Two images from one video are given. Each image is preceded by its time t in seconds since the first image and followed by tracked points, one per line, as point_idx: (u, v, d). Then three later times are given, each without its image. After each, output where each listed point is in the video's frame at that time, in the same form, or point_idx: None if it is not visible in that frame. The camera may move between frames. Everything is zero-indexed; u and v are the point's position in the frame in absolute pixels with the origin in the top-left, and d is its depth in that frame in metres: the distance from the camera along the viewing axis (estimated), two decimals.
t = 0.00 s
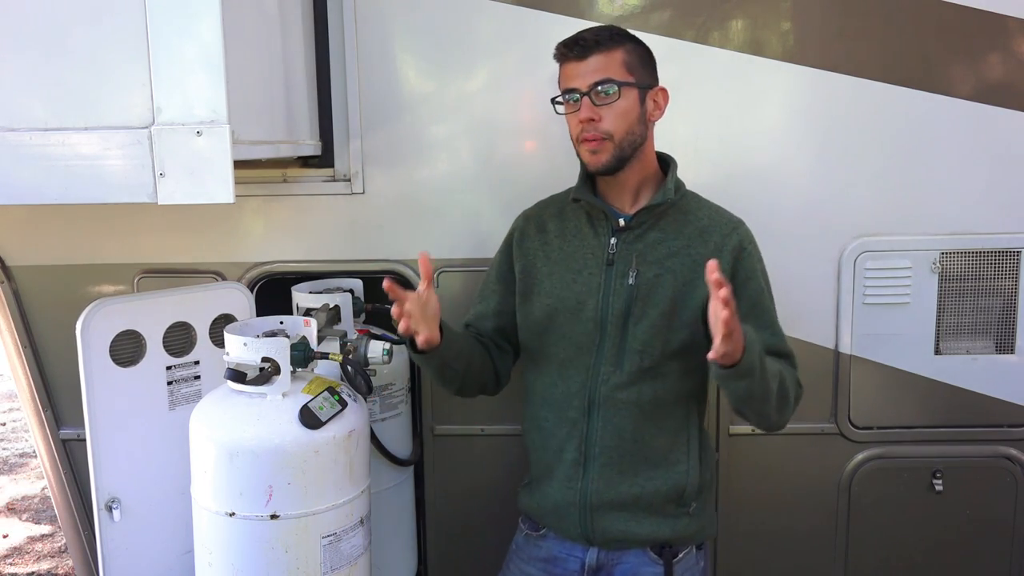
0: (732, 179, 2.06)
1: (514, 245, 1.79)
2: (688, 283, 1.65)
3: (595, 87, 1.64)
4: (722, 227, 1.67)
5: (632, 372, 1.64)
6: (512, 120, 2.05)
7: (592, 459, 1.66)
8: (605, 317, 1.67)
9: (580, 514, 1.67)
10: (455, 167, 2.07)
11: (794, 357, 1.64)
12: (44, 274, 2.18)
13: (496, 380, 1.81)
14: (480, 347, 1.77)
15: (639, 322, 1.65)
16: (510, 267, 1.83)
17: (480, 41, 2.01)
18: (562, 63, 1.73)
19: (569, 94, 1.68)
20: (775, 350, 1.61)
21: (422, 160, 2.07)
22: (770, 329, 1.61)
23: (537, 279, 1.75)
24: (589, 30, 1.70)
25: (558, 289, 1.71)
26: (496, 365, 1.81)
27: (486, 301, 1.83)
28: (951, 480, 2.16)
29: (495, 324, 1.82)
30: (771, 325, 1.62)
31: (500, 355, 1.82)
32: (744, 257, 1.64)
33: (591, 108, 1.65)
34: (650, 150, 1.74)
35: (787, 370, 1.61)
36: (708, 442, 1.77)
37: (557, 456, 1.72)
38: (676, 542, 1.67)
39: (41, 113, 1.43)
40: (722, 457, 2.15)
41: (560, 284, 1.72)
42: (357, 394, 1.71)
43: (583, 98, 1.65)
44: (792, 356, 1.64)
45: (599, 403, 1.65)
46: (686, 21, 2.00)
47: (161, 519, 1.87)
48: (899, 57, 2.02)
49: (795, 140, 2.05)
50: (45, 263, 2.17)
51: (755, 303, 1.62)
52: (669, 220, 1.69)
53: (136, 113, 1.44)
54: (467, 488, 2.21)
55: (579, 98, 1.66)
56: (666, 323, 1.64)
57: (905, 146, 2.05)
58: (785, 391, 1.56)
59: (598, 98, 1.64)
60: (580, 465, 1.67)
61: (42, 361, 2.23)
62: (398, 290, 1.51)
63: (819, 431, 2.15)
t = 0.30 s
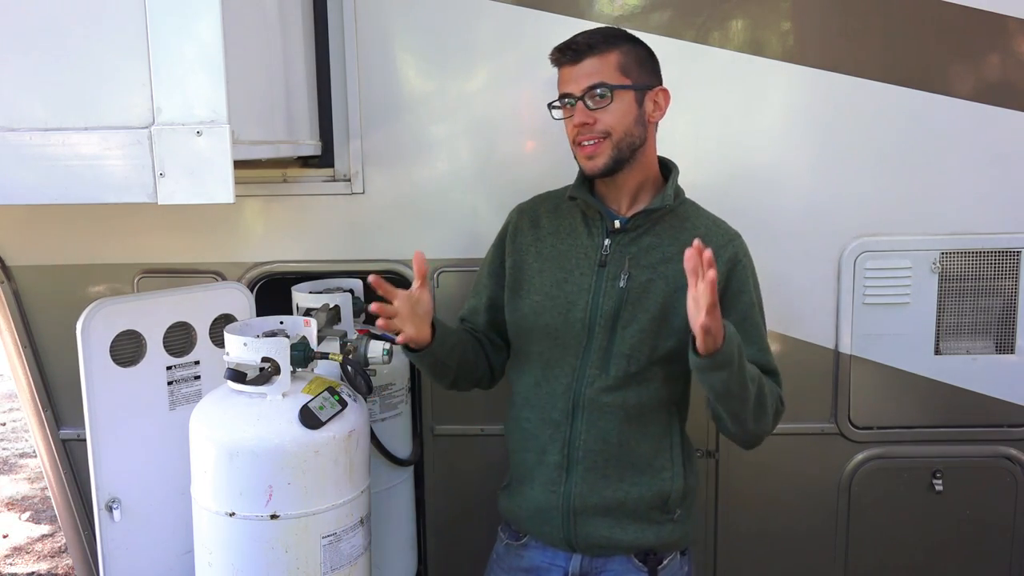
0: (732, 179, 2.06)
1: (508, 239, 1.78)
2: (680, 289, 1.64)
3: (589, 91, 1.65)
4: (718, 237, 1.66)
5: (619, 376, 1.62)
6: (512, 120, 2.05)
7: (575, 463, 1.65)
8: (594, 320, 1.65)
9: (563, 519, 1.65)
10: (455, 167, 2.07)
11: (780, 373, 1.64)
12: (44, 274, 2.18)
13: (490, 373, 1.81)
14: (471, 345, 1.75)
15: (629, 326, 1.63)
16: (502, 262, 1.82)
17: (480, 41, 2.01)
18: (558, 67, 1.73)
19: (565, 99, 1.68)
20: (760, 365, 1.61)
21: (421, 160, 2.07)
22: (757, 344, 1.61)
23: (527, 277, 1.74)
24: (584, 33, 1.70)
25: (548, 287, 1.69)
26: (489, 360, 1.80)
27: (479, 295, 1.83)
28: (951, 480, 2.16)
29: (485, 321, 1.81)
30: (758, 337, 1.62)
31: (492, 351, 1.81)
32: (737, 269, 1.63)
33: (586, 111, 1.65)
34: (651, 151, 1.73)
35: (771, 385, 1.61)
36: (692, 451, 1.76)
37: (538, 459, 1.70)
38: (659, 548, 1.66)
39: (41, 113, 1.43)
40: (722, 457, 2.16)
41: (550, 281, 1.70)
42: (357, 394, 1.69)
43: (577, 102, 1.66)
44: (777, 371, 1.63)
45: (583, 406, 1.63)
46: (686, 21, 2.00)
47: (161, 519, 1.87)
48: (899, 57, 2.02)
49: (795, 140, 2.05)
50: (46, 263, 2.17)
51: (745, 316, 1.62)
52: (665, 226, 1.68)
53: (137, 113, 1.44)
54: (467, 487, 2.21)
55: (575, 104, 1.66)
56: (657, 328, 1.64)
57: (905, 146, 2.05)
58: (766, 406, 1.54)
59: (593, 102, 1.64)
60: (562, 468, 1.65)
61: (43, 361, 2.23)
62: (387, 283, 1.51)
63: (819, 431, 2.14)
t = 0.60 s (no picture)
0: (732, 179, 2.06)
1: (497, 242, 1.77)
2: (671, 297, 1.64)
3: (592, 92, 1.64)
4: (710, 247, 1.66)
5: (607, 384, 1.62)
6: (512, 120, 2.05)
7: (561, 471, 1.64)
8: (584, 326, 1.65)
9: (549, 527, 1.65)
10: (455, 167, 2.07)
11: (768, 381, 1.65)
12: (44, 273, 2.18)
13: (475, 376, 1.79)
14: (459, 349, 1.74)
15: (618, 333, 1.63)
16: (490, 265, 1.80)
17: (479, 41, 2.01)
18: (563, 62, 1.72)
19: (566, 97, 1.67)
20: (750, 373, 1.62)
21: (421, 160, 2.07)
22: (748, 352, 1.62)
23: (517, 281, 1.72)
24: (593, 30, 1.69)
25: (538, 292, 1.68)
26: (478, 361, 1.79)
27: (466, 297, 1.82)
28: (951, 480, 2.16)
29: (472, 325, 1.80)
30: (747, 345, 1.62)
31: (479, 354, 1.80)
32: (729, 280, 1.64)
33: (587, 112, 1.64)
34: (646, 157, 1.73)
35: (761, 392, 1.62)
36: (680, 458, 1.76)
37: (524, 466, 1.69)
38: (645, 555, 1.67)
39: (41, 113, 1.43)
40: (722, 457, 2.16)
41: (540, 286, 1.69)
42: (358, 394, 1.71)
43: (579, 102, 1.65)
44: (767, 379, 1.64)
45: (571, 413, 1.63)
46: (686, 21, 2.00)
47: (160, 519, 1.86)
48: (899, 57, 2.02)
49: (795, 140, 2.05)
50: (46, 263, 2.17)
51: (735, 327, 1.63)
52: (656, 233, 1.67)
53: (137, 113, 1.44)
54: (467, 488, 2.21)
55: (576, 103, 1.66)
56: (647, 336, 1.63)
57: (904, 146, 2.05)
58: (760, 413, 1.55)
59: (595, 105, 1.63)
60: (548, 476, 1.65)
61: (43, 361, 2.23)
62: (378, 298, 1.49)
63: (819, 431, 2.14)
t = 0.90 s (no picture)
0: (732, 179, 2.06)
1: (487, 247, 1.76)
2: (665, 296, 1.64)
3: (596, 82, 1.62)
4: (701, 243, 1.66)
5: (605, 386, 1.62)
6: (512, 120, 2.05)
7: (561, 475, 1.64)
8: (579, 328, 1.65)
9: (550, 531, 1.65)
10: (454, 167, 2.07)
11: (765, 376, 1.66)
12: (44, 273, 2.18)
13: (466, 382, 1.78)
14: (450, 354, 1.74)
15: (613, 335, 1.63)
16: (480, 269, 1.80)
17: (479, 41, 2.01)
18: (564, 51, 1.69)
19: (568, 86, 1.64)
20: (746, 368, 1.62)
21: (421, 160, 2.07)
22: (745, 349, 1.62)
23: (508, 285, 1.72)
24: (599, 22, 1.68)
25: (529, 296, 1.68)
26: (469, 369, 1.79)
27: (456, 303, 1.81)
28: (951, 481, 2.16)
29: (462, 331, 1.79)
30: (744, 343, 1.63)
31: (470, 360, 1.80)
32: (721, 275, 1.64)
33: (590, 102, 1.62)
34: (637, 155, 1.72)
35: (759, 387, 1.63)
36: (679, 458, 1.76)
37: (524, 471, 1.69)
38: (646, 557, 1.67)
39: (41, 113, 1.43)
40: (722, 457, 2.16)
41: (531, 289, 1.68)
42: (357, 395, 1.68)
43: (581, 92, 1.63)
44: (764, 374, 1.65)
45: (569, 417, 1.63)
46: (686, 21, 2.00)
47: (161, 519, 1.87)
48: (899, 57, 2.02)
49: (795, 140, 2.05)
50: (46, 263, 2.17)
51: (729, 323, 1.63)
52: (647, 230, 1.67)
53: (136, 113, 1.44)
54: (467, 488, 2.22)
55: (579, 92, 1.63)
56: (642, 336, 1.63)
57: (904, 146, 2.05)
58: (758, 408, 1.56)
59: (599, 94, 1.61)
60: (548, 481, 1.65)
61: (43, 361, 2.23)
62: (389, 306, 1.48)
63: (818, 431, 2.14)
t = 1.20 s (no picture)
0: (732, 180, 2.06)
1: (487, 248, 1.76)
2: (669, 293, 1.64)
3: (599, 74, 1.62)
4: (702, 237, 1.66)
5: (612, 385, 1.62)
6: (512, 120, 2.05)
7: (569, 475, 1.64)
8: (584, 327, 1.65)
9: (559, 531, 1.64)
10: (454, 167, 2.07)
11: (774, 366, 1.66)
12: (44, 273, 2.18)
13: (464, 382, 1.78)
14: (449, 354, 1.74)
15: (618, 334, 1.63)
16: (481, 270, 1.79)
17: (480, 41, 2.01)
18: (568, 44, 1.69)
19: (572, 77, 1.64)
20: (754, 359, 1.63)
21: (421, 160, 2.07)
22: (753, 340, 1.63)
23: (510, 286, 1.72)
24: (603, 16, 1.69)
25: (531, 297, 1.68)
26: (466, 368, 1.79)
27: (456, 304, 1.81)
28: (951, 481, 2.16)
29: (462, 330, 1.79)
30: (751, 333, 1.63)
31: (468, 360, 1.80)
32: (724, 269, 1.64)
33: (593, 93, 1.62)
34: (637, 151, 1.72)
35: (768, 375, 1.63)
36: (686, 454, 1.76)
37: (532, 471, 1.69)
38: (655, 555, 1.67)
39: (41, 113, 1.43)
40: (722, 457, 2.16)
41: (533, 290, 1.68)
42: (357, 395, 1.69)
43: (585, 83, 1.62)
44: (773, 364, 1.66)
45: (577, 417, 1.63)
46: (686, 21, 2.00)
47: (161, 519, 1.87)
48: (899, 57, 2.02)
49: (795, 140, 2.05)
50: (46, 263, 2.17)
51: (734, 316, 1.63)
52: (648, 227, 1.68)
53: (136, 113, 1.44)
54: (467, 487, 2.22)
55: (582, 85, 1.63)
56: (647, 334, 1.63)
57: (904, 146, 2.05)
58: (768, 399, 1.56)
59: (603, 86, 1.61)
60: (557, 481, 1.65)
61: (43, 361, 2.23)
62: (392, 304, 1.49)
63: (818, 431, 2.14)
